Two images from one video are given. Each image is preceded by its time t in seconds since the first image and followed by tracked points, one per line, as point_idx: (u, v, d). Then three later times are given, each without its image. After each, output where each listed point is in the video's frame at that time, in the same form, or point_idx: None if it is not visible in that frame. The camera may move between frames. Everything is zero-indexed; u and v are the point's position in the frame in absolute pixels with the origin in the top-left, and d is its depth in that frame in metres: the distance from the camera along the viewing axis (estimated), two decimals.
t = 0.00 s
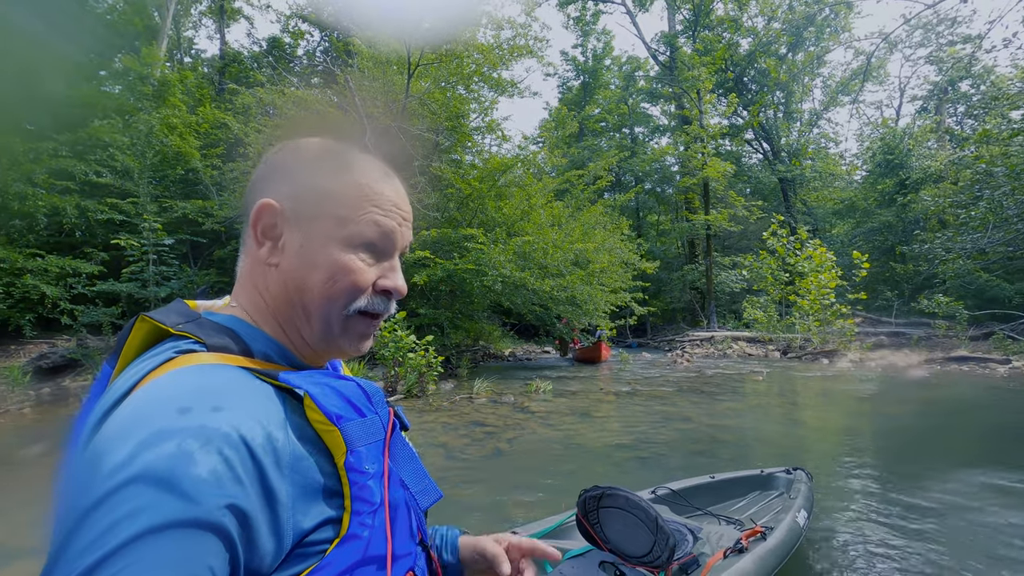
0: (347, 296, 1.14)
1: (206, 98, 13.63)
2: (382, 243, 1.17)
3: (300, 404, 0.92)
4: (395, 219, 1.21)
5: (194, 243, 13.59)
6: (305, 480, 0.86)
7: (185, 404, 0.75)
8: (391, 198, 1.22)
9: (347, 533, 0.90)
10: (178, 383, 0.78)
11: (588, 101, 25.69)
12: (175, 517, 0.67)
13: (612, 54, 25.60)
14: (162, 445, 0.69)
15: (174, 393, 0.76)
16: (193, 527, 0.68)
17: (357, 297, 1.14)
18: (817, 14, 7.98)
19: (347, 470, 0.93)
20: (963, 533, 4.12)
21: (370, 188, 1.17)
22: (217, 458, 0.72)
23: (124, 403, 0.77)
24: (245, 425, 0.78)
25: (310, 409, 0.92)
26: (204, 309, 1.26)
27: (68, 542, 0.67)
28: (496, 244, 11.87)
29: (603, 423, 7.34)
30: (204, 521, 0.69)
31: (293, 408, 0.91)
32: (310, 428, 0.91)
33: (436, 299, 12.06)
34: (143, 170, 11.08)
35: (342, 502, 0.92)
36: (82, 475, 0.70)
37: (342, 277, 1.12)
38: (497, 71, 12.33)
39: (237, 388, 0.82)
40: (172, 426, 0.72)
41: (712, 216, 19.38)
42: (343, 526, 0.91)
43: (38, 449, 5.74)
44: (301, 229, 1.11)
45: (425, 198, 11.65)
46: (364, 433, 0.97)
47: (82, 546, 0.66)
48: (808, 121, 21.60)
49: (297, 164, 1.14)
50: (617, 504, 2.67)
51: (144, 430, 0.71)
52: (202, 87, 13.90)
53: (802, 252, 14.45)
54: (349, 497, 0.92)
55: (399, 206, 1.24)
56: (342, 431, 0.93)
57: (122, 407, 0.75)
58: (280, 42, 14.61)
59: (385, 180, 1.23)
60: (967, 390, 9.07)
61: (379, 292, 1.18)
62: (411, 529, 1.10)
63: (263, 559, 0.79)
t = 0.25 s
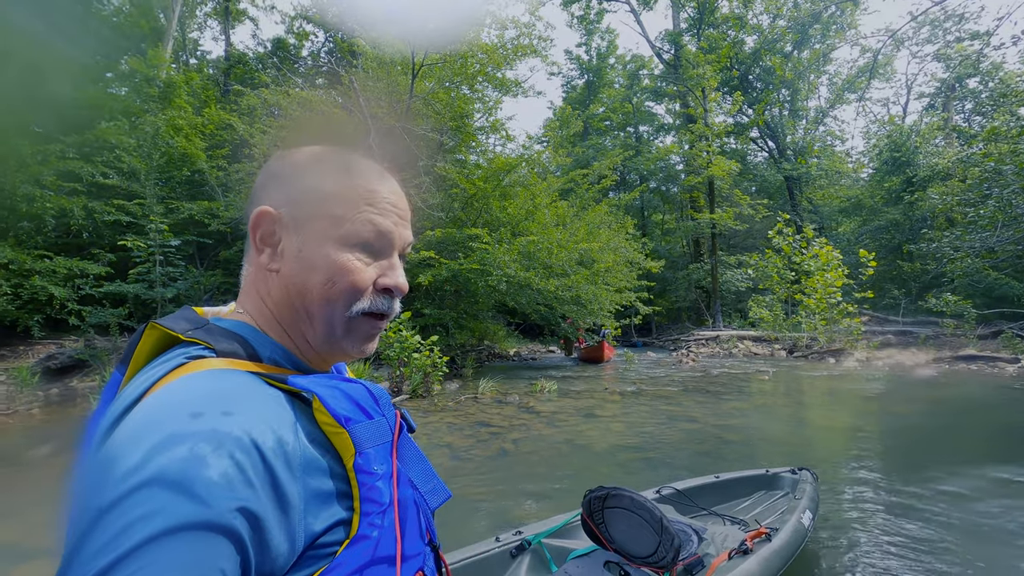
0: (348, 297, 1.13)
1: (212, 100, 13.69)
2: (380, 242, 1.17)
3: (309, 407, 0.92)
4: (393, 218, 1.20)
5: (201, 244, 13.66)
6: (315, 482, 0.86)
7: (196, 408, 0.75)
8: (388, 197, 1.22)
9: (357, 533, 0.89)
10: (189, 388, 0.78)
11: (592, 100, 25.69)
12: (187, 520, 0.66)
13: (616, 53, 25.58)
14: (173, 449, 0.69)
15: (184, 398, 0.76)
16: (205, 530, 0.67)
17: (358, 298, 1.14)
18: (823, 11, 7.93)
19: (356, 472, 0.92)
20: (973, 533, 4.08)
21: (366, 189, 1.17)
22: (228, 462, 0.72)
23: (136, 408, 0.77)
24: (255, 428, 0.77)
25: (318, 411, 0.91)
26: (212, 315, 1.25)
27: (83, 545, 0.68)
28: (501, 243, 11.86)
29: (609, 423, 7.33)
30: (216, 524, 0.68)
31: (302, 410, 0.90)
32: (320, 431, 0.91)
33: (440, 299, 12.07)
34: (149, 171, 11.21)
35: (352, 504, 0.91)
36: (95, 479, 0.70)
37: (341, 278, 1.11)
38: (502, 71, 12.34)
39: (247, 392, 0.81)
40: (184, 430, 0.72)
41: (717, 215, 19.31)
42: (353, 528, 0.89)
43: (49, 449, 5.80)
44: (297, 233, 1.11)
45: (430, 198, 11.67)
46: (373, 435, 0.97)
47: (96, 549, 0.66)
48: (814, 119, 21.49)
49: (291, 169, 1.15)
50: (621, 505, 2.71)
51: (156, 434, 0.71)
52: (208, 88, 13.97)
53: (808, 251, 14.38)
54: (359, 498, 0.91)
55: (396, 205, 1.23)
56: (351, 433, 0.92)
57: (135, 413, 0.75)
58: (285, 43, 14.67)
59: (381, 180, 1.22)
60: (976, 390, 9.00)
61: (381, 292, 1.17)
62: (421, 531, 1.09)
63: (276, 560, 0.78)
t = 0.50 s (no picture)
0: (326, 302, 1.11)
1: (217, 101, 13.74)
2: (359, 246, 1.15)
3: (297, 419, 0.90)
4: (373, 222, 1.19)
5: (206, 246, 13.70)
6: (301, 498, 0.84)
7: (182, 420, 0.72)
8: (369, 200, 1.20)
9: (344, 551, 0.87)
10: (174, 399, 0.75)
11: (597, 99, 25.70)
12: (171, 536, 0.64)
13: (620, 51, 25.51)
14: (158, 461, 0.67)
15: (169, 409, 0.73)
16: (189, 546, 0.65)
17: (337, 303, 1.11)
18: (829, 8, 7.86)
19: (343, 487, 0.91)
20: (982, 536, 4.02)
21: (345, 193, 1.16)
22: (214, 475, 0.70)
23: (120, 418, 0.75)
24: (243, 440, 0.75)
25: (306, 425, 0.90)
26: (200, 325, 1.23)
27: (61, 563, 0.65)
28: (505, 243, 11.83)
29: (613, 424, 7.29)
30: (200, 540, 0.66)
31: (290, 423, 0.89)
32: (307, 444, 0.89)
33: (445, 299, 12.07)
34: (154, 172, 11.41)
35: (339, 519, 0.90)
36: (76, 493, 0.68)
37: (318, 282, 1.09)
38: (506, 71, 12.33)
39: (234, 404, 0.80)
40: (170, 441, 0.69)
41: (722, 214, 19.22)
42: (340, 546, 0.88)
43: (55, 450, 5.83)
44: (277, 238, 1.11)
45: (434, 198, 11.66)
46: (362, 449, 0.95)
47: (76, 566, 0.63)
48: (820, 116, 21.36)
49: (273, 176, 1.16)
50: (622, 508, 2.66)
51: (141, 447, 0.68)
52: (213, 89, 14.03)
53: (815, 250, 14.29)
54: (346, 514, 0.90)
55: (377, 209, 1.22)
56: (339, 447, 0.91)
57: (120, 422, 0.73)
58: (289, 44, 14.71)
59: (363, 184, 1.21)
60: (985, 390, 8.90)
61: (361, 298, 1.14)
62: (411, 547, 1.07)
63: None
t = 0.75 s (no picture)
0: (319, 306, 1.10)
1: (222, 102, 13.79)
2: (353, 249, 1.14)
3: (295, 424, 0.89)
4: (370, 225, 1.18)
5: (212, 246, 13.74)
6: (298, 505, 0.83)
7: (178, 426, 0.72)
8: (367, 203, 1.19)
9: (341, 559, 0.86)
10: (171, 404, 0.75)
11: (601, 98, 25.67)
12: (167, 543, 0.63)
13: (625, 50, 25.45)
14: (154, 467, 0.66)
15: (166, 413, 0.73)
16: (184, 553, 0.64)
17: (329, 306, 1.09)
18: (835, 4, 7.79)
19: (341, 494, 0.90)
20: (992, 538, 3.97)
21: (341, 195, 1.15)
22: (210, 481, 0.69)
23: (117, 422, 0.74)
24: (240, 446, 0.75)
25: (304, 430, 0.89)
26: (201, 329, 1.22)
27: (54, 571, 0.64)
28: (509, 243, 11.79)
29: (618, 424, 7.26)
30: (195, 548, 0.65)
31: (289, 428, 0.88)
32: (305, 449, 0.88)
33: (449, 298, 12.08)
34: (159, 173, 11.51)
35: (337, 527, 0.89)
36: (70, 499, 0.67)
37: (310, 285, 1.08)
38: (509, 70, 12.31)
39: (231, 409, 0.79)
40: (165, 448, 0.68)
41: (727, 213, 19.13)
42: (337, 554, 0.87)
43: (61, 451, 5.86)
44: (273, 240, 1.11)
45: (437, 198, 11.65)
46: (361, 455, 0.94)
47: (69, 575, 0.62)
48: (826, 114, 21.23)
49: (272, 178, 1.16)
50: (627, 508, 2.66)
51: (136, 453, 0.67)
52: (218, 90, 14.07)
53: (821, 248, 14.20)
54: (344, 522, 0.89)
55: (375, 212, 1.20)
56: (338, 453, 0.90)
57: (116, 427, 0.72)
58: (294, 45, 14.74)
59: (361, 186, 1.20)
60: (995, 389, 8.81)
61: (355, 302, 1.13)
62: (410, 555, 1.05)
63: None
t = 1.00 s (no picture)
0: (323, 305, 1.10)
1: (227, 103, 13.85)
2: (357, 247, 1.14)
3: (297, 422, 0.90)
4: (372, 223, 1.18)
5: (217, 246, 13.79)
6: (299, 503, 0.83)
7: (179, 425, 0.72)
8: (370, 201, 1.20)
9: (342, 557, 0.86)
10: (172, 403, 0.75)
11: (606, 96, 25.63)
12: (169, 542, 0.63)
13: (629, 49, 25.43)
14: (154, 468, 0.66)
15: (167, 413, 0.73)
16: (186, 553, 0.64)
17: (334, 305, 1.10)
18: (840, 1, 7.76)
19: (343, 492, 0.90)
20: (999, 538, 3.94)
21: (343, 193, 1.16)
22: (212, 481, 0.69)
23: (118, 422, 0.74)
24: (242, 445, 0.75)
25: (306, 428, 0.89)
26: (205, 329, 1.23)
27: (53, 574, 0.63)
28: (513, 242, 11.78)
29: (623, 423, 7.25)
30: (198, 547, 0.65)
31: (290, 425, 0.88)
32: (306, 447, 0.88)
33: (454, 298, 12.10)
34: (166, 174, 11.61)
35: (338, 524, 0.89)
36: (71, 501, 0.66)
37: (315, 283, 1.08)
38: (513, 69, 12.35)
39: (232, 409, 0.79)
40: (165, 447, 0.69)
41: (732, 211, 19.06)
42: (339, 553, 0.87)
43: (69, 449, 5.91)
44: (277, 238, 1.11)
45: (442, 197, 11.66)
46: (362, 453, 0.94)
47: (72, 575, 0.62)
48: (832, 112, 21.13)
49: (273, 176, 1.16)
50: (630, 506, 2.65)
51: (135, 455, 0.67)
52: (224, 91, 14.13)
53: (827, 246, 14.13)
54: (345, 520, 0.89)
55: (378, 210, 1.21)
56: (339, 451, 0.91)
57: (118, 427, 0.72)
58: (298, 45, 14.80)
59: (363, 184, 1.21)
60: (1003, 388, 8.75)
61: (359, 301, 1.13)
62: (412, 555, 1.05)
63: None
